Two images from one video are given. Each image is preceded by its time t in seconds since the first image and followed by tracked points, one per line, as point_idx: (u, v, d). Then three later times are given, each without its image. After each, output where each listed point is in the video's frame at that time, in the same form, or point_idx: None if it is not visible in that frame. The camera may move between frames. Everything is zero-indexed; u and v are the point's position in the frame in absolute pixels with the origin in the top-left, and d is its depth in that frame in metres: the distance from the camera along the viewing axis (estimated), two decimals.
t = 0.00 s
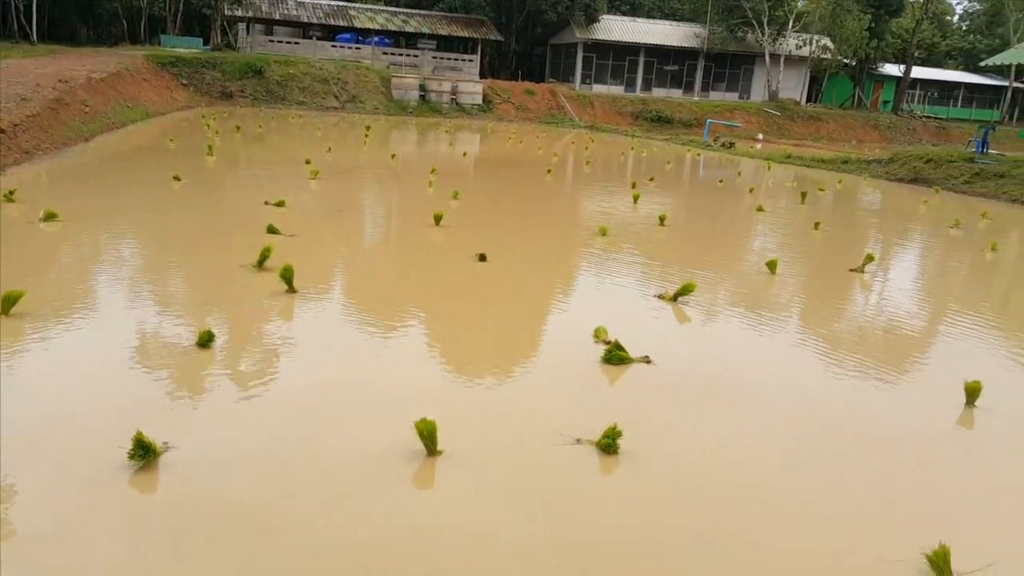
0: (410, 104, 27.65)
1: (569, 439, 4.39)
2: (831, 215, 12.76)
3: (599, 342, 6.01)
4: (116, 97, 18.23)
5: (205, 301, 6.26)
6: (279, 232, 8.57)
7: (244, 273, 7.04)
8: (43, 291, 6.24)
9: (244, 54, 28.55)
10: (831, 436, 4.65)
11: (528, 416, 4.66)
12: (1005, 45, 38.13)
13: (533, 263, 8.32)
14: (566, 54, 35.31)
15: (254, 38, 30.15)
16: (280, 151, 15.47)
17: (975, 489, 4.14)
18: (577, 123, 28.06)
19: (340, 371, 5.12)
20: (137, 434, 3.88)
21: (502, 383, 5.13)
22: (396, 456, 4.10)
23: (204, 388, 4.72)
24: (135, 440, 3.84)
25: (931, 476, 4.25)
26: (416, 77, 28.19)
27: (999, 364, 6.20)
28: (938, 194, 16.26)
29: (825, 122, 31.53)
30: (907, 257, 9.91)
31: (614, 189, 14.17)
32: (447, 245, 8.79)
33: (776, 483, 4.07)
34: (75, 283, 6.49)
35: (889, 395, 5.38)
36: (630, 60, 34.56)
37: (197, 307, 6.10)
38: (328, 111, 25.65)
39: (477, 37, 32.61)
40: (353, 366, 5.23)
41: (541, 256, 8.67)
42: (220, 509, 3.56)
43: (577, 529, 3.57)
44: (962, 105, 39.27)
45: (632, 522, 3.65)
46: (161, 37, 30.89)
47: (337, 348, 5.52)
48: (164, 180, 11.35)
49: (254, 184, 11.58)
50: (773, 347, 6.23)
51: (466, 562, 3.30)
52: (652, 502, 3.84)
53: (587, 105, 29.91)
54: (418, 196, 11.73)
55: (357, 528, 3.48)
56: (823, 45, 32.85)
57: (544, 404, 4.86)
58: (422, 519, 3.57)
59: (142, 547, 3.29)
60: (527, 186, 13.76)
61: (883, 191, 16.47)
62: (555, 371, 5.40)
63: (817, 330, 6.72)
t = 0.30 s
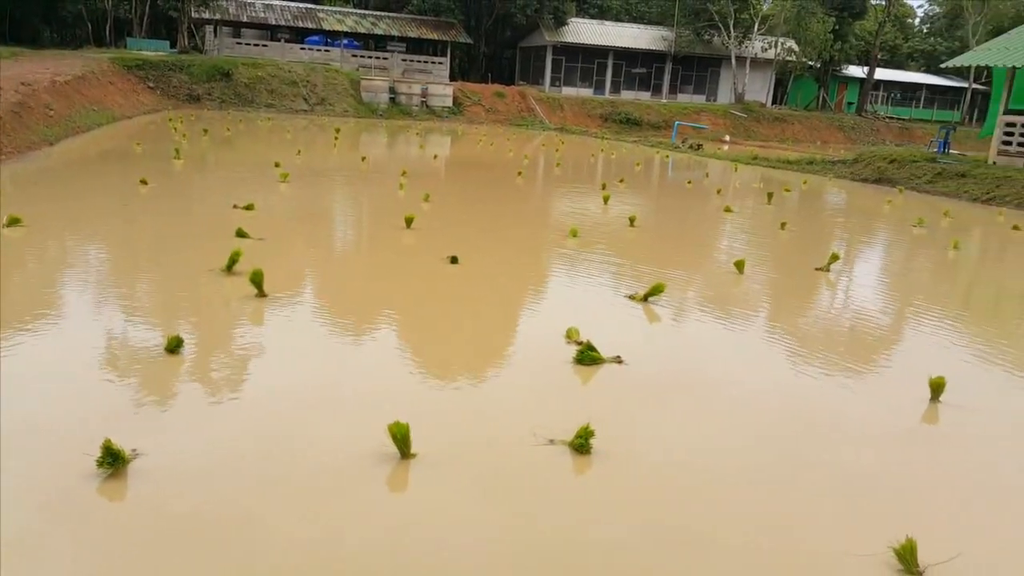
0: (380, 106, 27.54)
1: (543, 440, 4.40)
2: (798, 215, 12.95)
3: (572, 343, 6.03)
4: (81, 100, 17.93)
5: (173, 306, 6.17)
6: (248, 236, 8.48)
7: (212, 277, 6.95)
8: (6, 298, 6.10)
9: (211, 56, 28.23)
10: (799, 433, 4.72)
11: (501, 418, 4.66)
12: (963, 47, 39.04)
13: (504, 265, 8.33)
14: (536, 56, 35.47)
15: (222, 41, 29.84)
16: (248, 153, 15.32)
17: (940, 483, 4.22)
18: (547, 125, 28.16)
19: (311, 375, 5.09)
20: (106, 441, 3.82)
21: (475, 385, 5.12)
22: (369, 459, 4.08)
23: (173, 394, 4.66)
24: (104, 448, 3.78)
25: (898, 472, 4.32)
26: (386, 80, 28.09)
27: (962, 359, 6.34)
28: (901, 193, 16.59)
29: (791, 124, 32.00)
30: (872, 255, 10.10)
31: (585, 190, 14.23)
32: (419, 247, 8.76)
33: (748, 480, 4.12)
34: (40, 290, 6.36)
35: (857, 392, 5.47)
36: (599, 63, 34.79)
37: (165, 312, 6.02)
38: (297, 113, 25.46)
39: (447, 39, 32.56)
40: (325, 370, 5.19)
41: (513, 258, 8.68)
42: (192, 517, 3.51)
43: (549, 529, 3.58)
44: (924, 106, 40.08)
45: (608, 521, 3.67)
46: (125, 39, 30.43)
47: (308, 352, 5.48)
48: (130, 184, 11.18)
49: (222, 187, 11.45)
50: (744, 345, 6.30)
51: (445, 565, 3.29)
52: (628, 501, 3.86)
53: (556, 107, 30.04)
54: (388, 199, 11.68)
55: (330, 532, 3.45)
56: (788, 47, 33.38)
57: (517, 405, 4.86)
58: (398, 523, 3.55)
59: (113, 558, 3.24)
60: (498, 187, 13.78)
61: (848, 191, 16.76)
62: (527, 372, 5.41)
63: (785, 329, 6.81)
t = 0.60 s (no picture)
0: (345, 111, 27.42)
1: (510, 446, 4.41)
2: (760, 218, 13.14)
3: (540, 348, 6.05)
4: (38, 106, 17.55)
5: (134, 316, 6.06)
6: (211, 244, 8.37)
7: (174, 286, 6.84)
8: None
9: (173, 60, 27.83)
10: (764, 434, 4.80)
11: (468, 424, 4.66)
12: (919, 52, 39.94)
13: (472, 270, 8.31)
14: (501, 61, 35.59)
15: (184, 45, 29.49)
16: (211, 159, 15.13)
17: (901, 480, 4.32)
18: (514, 130, 28.22)
19: (276, 384, 5.03)
20: (64, 457, 3.76)
21: (443, 392, 5.10)
22: (336, 469, 4.05)
23: (134, 406, 4.59)
24: (62, 463, 3.72)
25: (861, 471, 4.40)
26: (352, 84, 27.92)
27: (921, 357, 6.49)
28: (861, 196, 16.92)
29: (754, 128, 32.47)
30: (833, 257, 10.28)
31: (552, 194, 14.27)
32: (385, 254, 8.71)
33: (716, 483, 4.16)
34: None
35: (820, 392, 5.56)
36: (565, 67, 34.98)
37: (126, 322, 5.91)
38: (262, 118, 25.20)
39: (413, 43, 32.47)
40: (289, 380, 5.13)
41: (480, 263, 8.66)
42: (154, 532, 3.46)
43: (518, 536, 3.59)
44: (882, 110, 40.90)
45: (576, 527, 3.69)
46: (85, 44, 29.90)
47: (272, 361, 5.42)
48: (90, 191, 10.96)
49: (185, 193, 11.28)
50: (710, 348, 6.37)
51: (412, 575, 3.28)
52: (596, 506, 3.88)
53: (523, 111, 30.13)
54: (354, 204, 11.60)
55: (299, 545, 3.42)
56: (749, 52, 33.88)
57: (485, 412, 4.85)
58: (364, 534, 3.53)
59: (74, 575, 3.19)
60: (465, 192, 13.76)
61: (810, 193, 17.04)
62: (495, 378, 5.41)
63: (750, 331, 6.90)
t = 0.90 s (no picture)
0: (313, 122, 27.23)
1: (482, 455, 4.41)
2: (727, 228, 13.36)
3: (510, 357, 6.07)
4: None
5: (100, 327, 5.97)
6: (177, 254, 8.27)
7: (140, 296, 6.75)
8: None
9: (138, 71, 27.47)
10: (731, 442, 4.86)
11: (437, 433, 4.66)
12: (881, 66, 40.91)
13: (441, 281, 8.30)
14: (469, 73, 35.77)
15: (150, 56, 29.14)
16: (177, 170, 14.95)
17: (864, 487, 4.41)
18: (483, 141, 28.34)
19: (242, 395, 4.98)
20: (29, 468, 3.71)
21: (414, 402, 5.09)
22: (305, 480, 4.01)
23: (101, 417, 4.52)
24: (27, 475, 3.67)
25: (826, 478, 4.49)
26: (319, 95, 27.81)
27: (882, 365, 6.64)
28: (824, 207, 17.25)
29: (719, 140, 32.98)
30: (799, 267, 10.48)
31: (521, 205, 14.35)
32: (354, 264, 8.67)
33: (685, 491, 4.21)
34: None
35: (785, 400, 5.66)
36: (533, 80, 35.25)
37: (91, 333, 5.80)
38: (229, 129, 24.99)
39: (381, 56, 32.42)
40: (260, 390, 5.08)
41: (450, 274, 8.66)
42: (120, 545, 3.42)
43: (488, 544, 3.59)
44: (846, 122, 41.80)
45: (544, 534, 3.71)
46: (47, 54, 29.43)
47: (241, 371, 5.37)
48: (53, 202, 10.77)
49: (151, 204, 11.13)
50: (676, 356, 6.45)
51: None
52: (564, 513, 3.90)
53: (492, 123, 30.26)
54: (323, 215, 11.54)
55: (267, 557, 3.39)
56: (714, 66, 34.51)
57: (456, 422, 4.84)
58: (332, 545, 3.50)
59: None
60: (434, 203, 13.77)
61: (774, 204, 17.34)
62: (467, 387, 5.41)
63: (717, 339, 6.99)
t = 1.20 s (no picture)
0: (287, 125, 27.03)
1: (459, 459, 4.41)
2: (701, 230, 13.48)
3: (487, 360, 6.08)
4: None
5: (71, 333, 5.87)
6: (149, 259, 8.17)
7: (112, 301, 6.66)
8: None
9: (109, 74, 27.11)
10: (705, 442, 4.91)
11: (413, 438, 4.63)
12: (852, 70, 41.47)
13: (417, 284, 8.29)
14: (444, 76, 35.77)
15: (121, 58, 28.77)
16: (149, 173, 14.76)
17: (848, 487, 4.46)
18: (459, 144, 28.32)
19: (217, 400, 4.94)
20: None
21: (392, 406, 5.07)
22: (282, 486, 3.98)
23: (73, 425, 4.46)
24: None
25: (810, 478, 4.54)
26: (293, 97, 27.62)
27: (855, 366, 6.73)
28: (797, 209, 17.46)
29: (693, 143, 33.27)
30: (773, 268, 10.59)
31: (498, 208, 14.35)
32: (329, 268, 8.62)
33: (669, 492, 4.24)
34: None
35: (760, 401, 5.70)
36: (508, 83, 35.31)
37: (63, 340, 5.71)
38: (202, 132, 24.74)
39: (356, 58, 32.25)
40: (234, 395, 5.04)
41: (426, 277, 8.64)
42: (93, 553, 3.37)
43: (466, 548, 3.58)
44: (818, 125, 42.34)
45: (521, 537, 3.71)
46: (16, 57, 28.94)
47: (215, 376, 5.32)
48: (23, 206, 10.60)
49: (123, 208, 10.98)
50: (650, 358, 6.49)
51: None
52: (542, 516, 3.90)
53: (467, 126, 30.24)
54: (298, 218, 11.45)
55: (243, 564, 3.35)
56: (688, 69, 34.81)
57: (433, 425, 4.83)
58: (309, 550, 3.48)
59: None
60: (410, 206, 13.73)
61: (747, 207, 17.52)
62: (444, 391, 5.41)
63: (692, 340, 7.05)
